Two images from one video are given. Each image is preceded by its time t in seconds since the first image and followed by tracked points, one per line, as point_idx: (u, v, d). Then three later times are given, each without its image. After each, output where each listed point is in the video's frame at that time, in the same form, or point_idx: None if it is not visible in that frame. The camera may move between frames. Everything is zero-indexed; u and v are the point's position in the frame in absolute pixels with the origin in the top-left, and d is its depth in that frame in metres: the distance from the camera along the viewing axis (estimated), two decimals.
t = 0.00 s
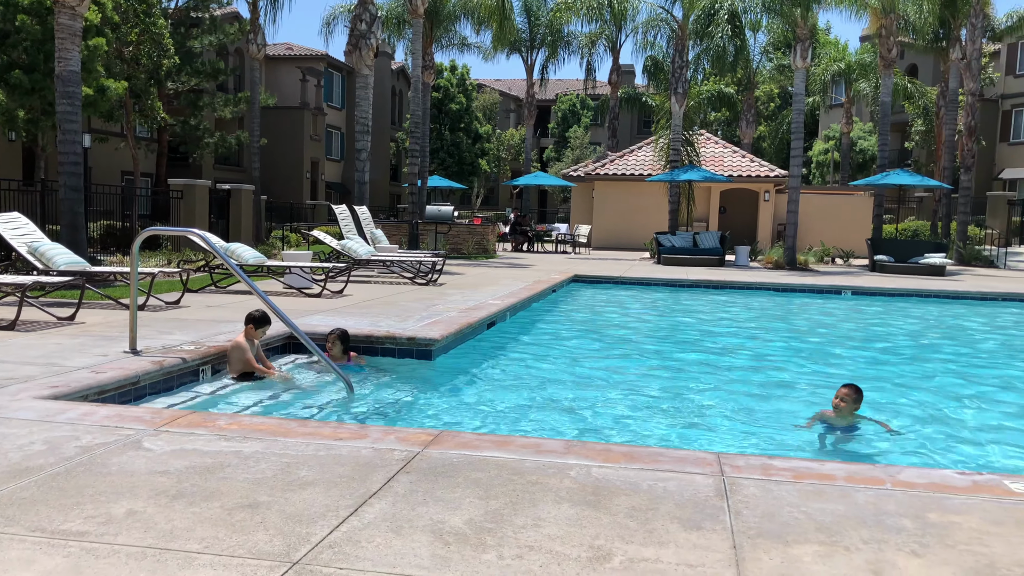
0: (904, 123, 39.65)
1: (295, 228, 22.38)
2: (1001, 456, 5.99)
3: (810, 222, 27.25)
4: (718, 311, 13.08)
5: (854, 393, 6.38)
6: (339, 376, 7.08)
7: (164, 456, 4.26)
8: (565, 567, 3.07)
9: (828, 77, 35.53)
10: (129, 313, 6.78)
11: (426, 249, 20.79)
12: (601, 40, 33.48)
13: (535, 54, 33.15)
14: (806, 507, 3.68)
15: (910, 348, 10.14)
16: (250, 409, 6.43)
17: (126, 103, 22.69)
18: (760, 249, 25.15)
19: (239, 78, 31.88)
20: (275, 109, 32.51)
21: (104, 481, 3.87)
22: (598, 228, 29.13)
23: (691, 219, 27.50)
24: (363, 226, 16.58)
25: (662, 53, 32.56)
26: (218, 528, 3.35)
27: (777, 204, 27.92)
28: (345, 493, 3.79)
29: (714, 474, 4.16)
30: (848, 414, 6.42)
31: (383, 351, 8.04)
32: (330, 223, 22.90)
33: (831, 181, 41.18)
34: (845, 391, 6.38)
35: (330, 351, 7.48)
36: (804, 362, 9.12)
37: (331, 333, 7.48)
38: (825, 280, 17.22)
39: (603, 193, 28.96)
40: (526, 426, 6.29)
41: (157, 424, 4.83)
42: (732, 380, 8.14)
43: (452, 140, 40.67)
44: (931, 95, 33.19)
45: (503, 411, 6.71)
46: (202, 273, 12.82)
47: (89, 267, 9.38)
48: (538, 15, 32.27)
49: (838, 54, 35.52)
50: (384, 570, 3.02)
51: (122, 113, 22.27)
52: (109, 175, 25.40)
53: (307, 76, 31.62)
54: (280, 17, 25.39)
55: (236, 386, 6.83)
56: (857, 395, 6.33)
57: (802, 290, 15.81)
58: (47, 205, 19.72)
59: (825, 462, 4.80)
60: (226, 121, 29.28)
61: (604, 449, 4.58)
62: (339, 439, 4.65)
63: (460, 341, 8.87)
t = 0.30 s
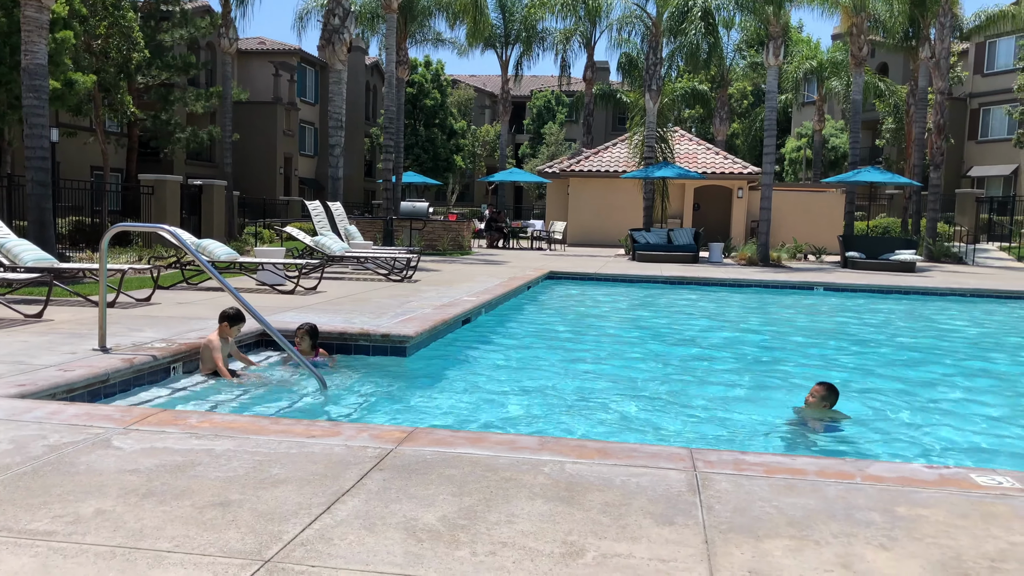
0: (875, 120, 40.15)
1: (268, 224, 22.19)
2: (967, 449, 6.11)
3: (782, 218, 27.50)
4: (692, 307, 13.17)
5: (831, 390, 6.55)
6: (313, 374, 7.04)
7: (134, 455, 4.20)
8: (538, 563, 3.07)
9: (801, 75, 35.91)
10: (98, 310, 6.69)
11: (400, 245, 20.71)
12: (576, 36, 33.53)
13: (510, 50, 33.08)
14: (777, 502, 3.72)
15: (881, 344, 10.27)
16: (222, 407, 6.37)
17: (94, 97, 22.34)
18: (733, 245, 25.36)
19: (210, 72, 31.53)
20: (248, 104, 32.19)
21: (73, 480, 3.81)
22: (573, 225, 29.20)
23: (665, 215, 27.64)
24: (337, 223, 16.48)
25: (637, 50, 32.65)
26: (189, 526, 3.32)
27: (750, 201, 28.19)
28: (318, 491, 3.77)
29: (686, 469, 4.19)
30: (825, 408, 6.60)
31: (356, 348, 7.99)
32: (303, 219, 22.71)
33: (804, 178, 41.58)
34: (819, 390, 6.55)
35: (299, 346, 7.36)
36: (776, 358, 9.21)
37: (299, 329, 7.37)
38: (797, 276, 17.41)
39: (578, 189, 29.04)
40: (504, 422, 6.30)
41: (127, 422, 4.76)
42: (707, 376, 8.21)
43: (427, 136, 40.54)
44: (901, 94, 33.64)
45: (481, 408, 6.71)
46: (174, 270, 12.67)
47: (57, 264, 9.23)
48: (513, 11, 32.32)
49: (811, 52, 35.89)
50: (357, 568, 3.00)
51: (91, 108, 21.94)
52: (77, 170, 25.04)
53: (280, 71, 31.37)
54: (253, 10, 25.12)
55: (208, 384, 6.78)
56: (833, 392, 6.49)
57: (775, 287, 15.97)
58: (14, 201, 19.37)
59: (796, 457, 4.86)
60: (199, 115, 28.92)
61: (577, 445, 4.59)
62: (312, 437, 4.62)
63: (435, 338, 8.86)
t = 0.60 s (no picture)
0: (876, 118, 40.08)
1: (270, 227, 22.22)
2: (971, 446, 6.10)
3: (785, 217, 27.46)
4: (695, 306, 13.16)
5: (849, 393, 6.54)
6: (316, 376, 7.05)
7: (138, 458, 4.21)
8: (542, 563, 3.07)
9: (802, 73, 35.90)
10: (102, 313, 6.69)
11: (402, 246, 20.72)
12: (576, 36, 33.55)
13: (511, 50, 33.07)
14: (780, 500, 3.72)
15: (884, 341, 10.26)
16: (225, 410, 6.37)
17: (96, 101, 22.38)
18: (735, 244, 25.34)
19: (212, 75, 31.61)
20: (249, 107, 32.24)
21: (77, 484, 3.82)
22: (575, 225, 29.19)
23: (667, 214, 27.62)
24: (339, 224, 16.50)
25: (637, 49, 32.64)
26: (193, 529, 3.33)
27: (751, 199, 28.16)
28: (321, 493, 3.77)
29: (690, 468, 4.18)
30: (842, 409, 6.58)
31: (359, 349, 8.01)
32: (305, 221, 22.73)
33: (806, 176, 41.49)
34: (840, 393, 6.52)
35: (303, 349, 7.38)
36: (780, 356, 9.19)
37: (303, 333, 7.38)
38: (799, 274, 17.40)
39: (579, 189, 29.02)
40: (508, 421, 6.32)
41: (130, 426, 4.77)
42: (710, 374, 8.21)
43: (428, 137, 40.58)
44: (903, 91, 33.57)
45: (484, 407, 6.74)
46: (176, 272, 12.70)
47: (60, 267, 9.25)
48: (513, 11, 32.33)
49: (812, 50, 35.85)
50: (361, 569, 3.01)
51: (93, 112, 21.97)
52: (79, 175, 25.08)
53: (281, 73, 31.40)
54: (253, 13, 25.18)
55: (212, 387, 6.80)
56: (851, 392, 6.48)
57: (777, 285, 15.95)
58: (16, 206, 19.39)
59: (798, 455, 4.86)
60: (200, 118, 28.94)
61: (580, 445, 4.59)
62: (315, 438, 4.63)
63: (438, 339, 8.88)
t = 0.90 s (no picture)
0: (876, 118, 40.10)
1: (270, 225, 22.23)
2: (969, 446, 6.11)
3: (785, 217, 27.48)
4: (694, 305, 13.16)
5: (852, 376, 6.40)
6: (314, 376, 7.04)
7: (137, 456, 4.21)
8: (540, 562, 3.08)
9: (802, 73, 35.93)
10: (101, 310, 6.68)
11: (402, 245, 20.72)
12: (576, 36, 33.55)
13: (511, 49, 33.04)
14: (779, 500, 3.72)
15: (883, 341, 10.26)
16: (225, 408, 6.38)
17: (96, 99, 22.37)
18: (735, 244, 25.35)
19: (212, 73, 31.61)
20: (249, 105, 32.24)
21: (76, 482, 3.82)
22: (575, 224, 29.20)
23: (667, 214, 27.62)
24: (338, 223, 16.50)
25: (637, 49, 32.63)
26: (193, 526, 3.33)
27: (751, 199, 28.20)
28: (320, 491, 3.77)
29: (688, 468, 4.19)
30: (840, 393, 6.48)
31: (359, 348, 8.01)
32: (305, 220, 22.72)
33: (806, 176, 41.52)
34: (841, 378, 6.40)
35: (302, 349, 7.35)
36: (778, 356, 9.19)
37: (303, 334, 7.36)
38: (798, 274, 17.42)
39: (579, 189, 29.02)
40: (508, 419, 6.34)
41: (130, 424, 4.77)
42: (709, 374, 8.23)
43: (428, 136, 40.58)
44: (903, 91, 33.53)
45: (485, 406, 6.76)
46: (175, 270, 12.70)
47: (60, 265, 9.25)
48: (513, 10, 32.31)
49: (812, 49, 35.86)
50: (361, 567, 3.01)
51: (93, 110, 21.97)
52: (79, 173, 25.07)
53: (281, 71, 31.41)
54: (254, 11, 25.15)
55: (211, 385, 6.79)
56: (849, 378, 6.40)
57: (777, 284, 15.95)
58: (16, 204, 19.38)
59: (797, 455, 4.87)
60: (200, 116, 28.90)
61: (579, 443, 4.59)
62: (314, 437, 4.62)
63: (437, 337, 8.88)
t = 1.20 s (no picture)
0: (877, 117, 40.09)
1: (271, 225, 22.25)
2: (971, 445, 6.11)
3: (786, 216, 27.46)
4: (694, 304, 13.15)
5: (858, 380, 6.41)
6: (315, 376, 7.05)
7: (139, 455, 4.21)
8: (541, 561, 3.08)
9: (803, 72, 35.90)
10: (102, 310, 6.68)
11: (403, 244, 20.71)
12: (577, 35, 33.49)
13: (511, 48, 33.02)
14: (780, 499, 3.72)
15: (884, 340, 10.25)
16: (226, 408, 6.39)
17: (97, 99, 22.39)
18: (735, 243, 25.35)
19: (213, 73, 31.64)
20: (250, 105, 32.25)
21: (78, 482, 3.81)
22: (575, 224, 29.21)
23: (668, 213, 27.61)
24: (339, 222, 16.50)
25: (638, 48, 32.60)
26: (195, 526, 3.33)
27: (752, 198, 28.22)
28: (321, 491, 3.77)
29: (690, 467, 4.18)
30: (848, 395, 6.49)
31: (360, 348, 8.02)
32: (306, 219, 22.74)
33: (806, 175, 41.54)
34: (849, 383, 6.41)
35: (302, 342, 7.34)
36: (779, 356, 9.18)
37: (302, 326, 7.37)
38: (799, 273, 17.41)
39: (580, 188, 29.02)
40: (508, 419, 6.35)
41: (131, 424, 4.77)
42: (709, 373, 8.24)
43: (428, 136, 40.58)
44: (904, 90, 33.46)
45: (484, 405, 6.77)
46: (176, 270, 12.70)
47: (61, 265, 9.26)
48: (514, 10, 32.32)
49: (813, 48, 35.82)
50: (363, 567, 3.01)
51: (94, 109, 21.99)
52: (79, 173, 25.07)
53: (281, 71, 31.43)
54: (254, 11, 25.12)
55: (212, 384, 6.79)
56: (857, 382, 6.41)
57: (778, 284, 15.94)
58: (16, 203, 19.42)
59: (799, 454, 4.87)
60: (200, 116, 28.90)
61: (580, 443, 4.59)
62: (315, 436, 4.63)
63: (438, 337, 8.87)
